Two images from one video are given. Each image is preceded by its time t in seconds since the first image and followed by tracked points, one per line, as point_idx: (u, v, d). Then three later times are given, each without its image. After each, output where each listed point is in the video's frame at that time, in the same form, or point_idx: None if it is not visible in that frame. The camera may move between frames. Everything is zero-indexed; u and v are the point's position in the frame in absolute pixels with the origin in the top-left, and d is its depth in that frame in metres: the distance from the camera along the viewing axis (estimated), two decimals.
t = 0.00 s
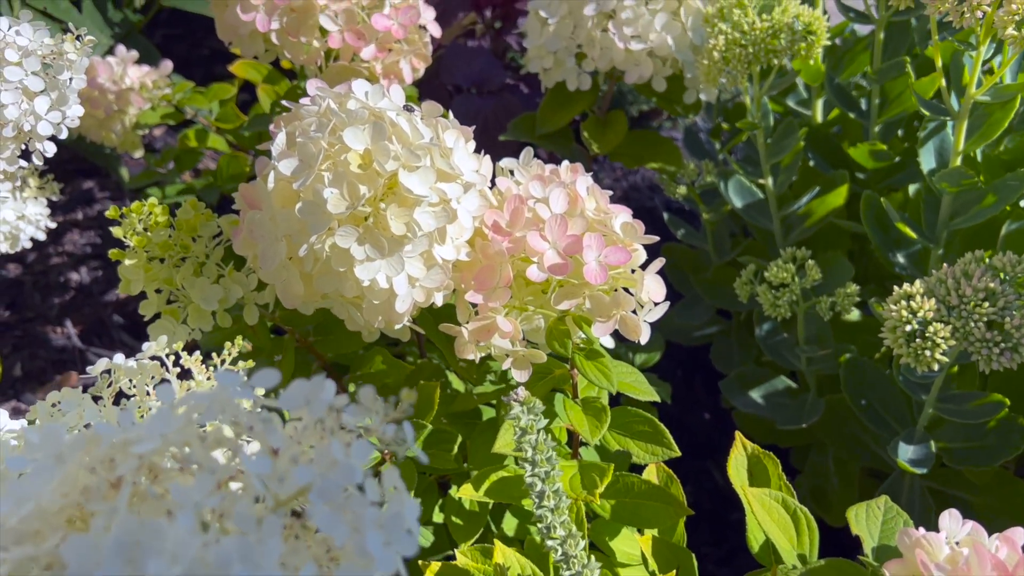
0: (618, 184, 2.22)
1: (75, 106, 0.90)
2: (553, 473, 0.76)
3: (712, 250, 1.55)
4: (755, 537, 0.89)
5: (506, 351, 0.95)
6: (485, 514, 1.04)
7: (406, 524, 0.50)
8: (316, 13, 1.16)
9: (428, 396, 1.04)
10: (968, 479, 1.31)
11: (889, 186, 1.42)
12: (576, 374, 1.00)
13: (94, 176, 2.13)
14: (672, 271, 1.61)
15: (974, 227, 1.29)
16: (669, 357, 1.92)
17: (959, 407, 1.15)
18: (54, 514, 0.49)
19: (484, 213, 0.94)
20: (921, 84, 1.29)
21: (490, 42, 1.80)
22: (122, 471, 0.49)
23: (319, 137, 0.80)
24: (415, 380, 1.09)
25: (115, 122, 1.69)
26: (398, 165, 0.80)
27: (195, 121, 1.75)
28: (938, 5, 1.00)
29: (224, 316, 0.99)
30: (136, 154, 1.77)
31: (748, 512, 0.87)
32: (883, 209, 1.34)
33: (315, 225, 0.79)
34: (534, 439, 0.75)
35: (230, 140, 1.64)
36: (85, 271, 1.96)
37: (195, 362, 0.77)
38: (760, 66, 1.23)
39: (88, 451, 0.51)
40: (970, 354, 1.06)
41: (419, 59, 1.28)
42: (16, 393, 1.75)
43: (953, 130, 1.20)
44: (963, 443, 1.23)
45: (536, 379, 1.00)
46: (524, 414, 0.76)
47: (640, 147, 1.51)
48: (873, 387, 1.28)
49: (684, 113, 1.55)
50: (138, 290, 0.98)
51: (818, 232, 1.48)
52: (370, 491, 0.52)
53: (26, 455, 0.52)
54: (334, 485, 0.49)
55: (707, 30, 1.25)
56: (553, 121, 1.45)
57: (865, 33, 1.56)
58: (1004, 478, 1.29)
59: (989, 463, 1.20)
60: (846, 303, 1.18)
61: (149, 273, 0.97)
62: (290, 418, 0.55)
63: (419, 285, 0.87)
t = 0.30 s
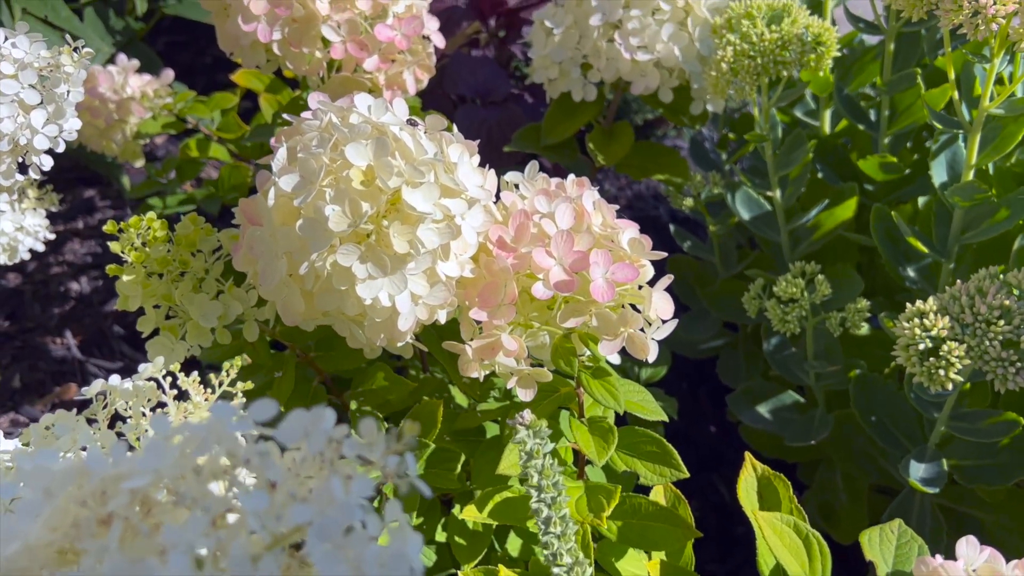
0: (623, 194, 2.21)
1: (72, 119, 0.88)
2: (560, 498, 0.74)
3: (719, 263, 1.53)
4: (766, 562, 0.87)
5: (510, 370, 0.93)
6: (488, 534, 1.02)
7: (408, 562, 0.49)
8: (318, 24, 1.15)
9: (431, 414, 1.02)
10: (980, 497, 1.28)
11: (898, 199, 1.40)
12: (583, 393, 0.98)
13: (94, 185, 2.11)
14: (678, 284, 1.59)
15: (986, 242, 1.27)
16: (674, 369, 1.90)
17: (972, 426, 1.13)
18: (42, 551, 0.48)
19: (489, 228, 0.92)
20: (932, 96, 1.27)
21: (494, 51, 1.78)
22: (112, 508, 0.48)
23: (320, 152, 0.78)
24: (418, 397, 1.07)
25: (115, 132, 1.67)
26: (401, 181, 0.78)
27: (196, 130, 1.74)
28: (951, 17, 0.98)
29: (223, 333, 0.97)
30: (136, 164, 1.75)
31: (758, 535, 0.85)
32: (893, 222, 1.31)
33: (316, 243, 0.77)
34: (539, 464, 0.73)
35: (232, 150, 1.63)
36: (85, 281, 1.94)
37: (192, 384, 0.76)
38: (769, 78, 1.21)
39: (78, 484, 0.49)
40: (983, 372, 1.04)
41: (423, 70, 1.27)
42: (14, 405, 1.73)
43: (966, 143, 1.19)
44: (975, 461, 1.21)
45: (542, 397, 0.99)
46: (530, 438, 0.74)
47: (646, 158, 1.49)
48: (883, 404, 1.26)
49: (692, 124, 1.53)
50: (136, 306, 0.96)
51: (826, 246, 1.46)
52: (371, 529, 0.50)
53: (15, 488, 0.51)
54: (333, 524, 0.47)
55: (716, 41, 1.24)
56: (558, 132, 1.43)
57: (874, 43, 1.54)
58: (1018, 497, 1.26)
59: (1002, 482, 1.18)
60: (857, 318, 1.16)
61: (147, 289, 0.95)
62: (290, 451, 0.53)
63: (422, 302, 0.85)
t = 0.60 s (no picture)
0: (628, 204, 2.19)
1: (72, 137, 0.86)
2: (571, 531, 0.72)
3: (728, 277, 1.50)
4: None
5: (519, 393, 0.91)
6: (494, 559, 1.00)
7: None
8: (323, 37, 1.13)
9: (437, 437, 1.00)
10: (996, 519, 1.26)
11: (911, 214, 1.38)
12: (593, 416, 0.96)
13: (96, 195, 2.10)
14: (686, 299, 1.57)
15: (1001, 259, 1.25)
16: (681, 383, 1.88)
17: (989, 448, 1.10)
18: None
19: (497, 248, 0.90)
20: (947, 110, 1.25)
21: (501, 63, 1.76)
22: (109, 554, 0.46)
23: (325, 173, 0.77)
24: (423, 418, 1.04)
25: (118, 143, 1.66)
26: (408, 203, 0.76)
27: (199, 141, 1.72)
28: (970, 33, 0.95)
29: (225, 354, 0.95)
30: (139, 175, 1.74)
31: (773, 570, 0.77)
32: (907, 238, 1.29)
33: (321, 266, 0.75)
34: (550, 496, 0.71)
35: (236, 162, 1.62)
36: (87, 293, 1.92)
37: (194, 412, 0.74)
38: (782, 93, 1.19)
39: (73, 528, 0.48)
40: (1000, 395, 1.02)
41: (429, 84, 1.25)
42: (14, 419, 1.71)
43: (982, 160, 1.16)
44: (992, 484, 1.19)
45: (551, 420, 0.96)
46: (540, 469, 0.72)
47: (654, 171, 1.47)
48: (897, 424, 1.24)
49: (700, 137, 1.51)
50: (136, 326, 0.94)
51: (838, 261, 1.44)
52: None
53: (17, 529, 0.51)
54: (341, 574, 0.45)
55: (727, 55, 1.22)
56: (565, 146, 1.41)
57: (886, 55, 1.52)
58: None
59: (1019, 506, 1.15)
60: (871, 338, 1.14)
61: (148, 309, 0.93)
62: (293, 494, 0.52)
63: (429, 325, 0.83)
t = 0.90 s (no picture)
0: (636, 214, 2.17)
1: (78, 154, 0.85)
2: (590, 565, 0.71)
3: (740, 292, 1.48)
4: None
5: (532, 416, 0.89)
6: None
7: None
8: (333, 51, 1.12)
9: (448, 459, 0.98)
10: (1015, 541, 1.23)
11: (927, 229, 1.37)
12: (607, 439, 0.94)
13: (101, 205, 2.08)
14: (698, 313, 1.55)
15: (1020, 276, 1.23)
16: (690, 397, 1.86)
17: (1010, 472, 1.08)
18: None
19: (511, 267, 0.88)
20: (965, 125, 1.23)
21: (509, 74, 1.75)
22: None
23: (337, 194, 0.75)
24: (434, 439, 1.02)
25: (123, 155, 1.64)
26: (422, 225, 0.74)
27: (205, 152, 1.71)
28: (993, 50, 0.93)
29: (233, 374, 0.93)
30: (144, 187, 1.72)
31: None
32: (924, 254, 1.27)
33: (333, 289, 0.74)
34: (568, 529, 0.69)
35: (242, 174, 1.61)
36: (91, 304, 1.90)
37: (202, 438, 0.71)
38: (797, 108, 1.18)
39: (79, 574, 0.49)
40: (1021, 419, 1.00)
41: (439, 98, 1.23)
42: (17, 433, 1.69)
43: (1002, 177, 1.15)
44: (1012, 507, 1.16)
45: (565, 443, 0.94)
46: (558, 501, 0.70)
47: (665, 185, 1.45)
48: (914, 444, 1.22)
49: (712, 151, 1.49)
50: (143, 347, 0.92)
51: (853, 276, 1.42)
52: None
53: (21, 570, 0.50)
54: None
55: (742, 69, 1.20)
56: (576, 159, 1.40)
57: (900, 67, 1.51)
58: None
59: None
60: (888, 358, 1.12)
61: (155, 329, 0.91)
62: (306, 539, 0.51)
63: (442, 347, 0.81)
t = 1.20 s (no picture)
0: (643, 226, 2.16)
1: (83, 173, 0.83)
2: None
3: (751, 308, 1.47)
4: None
5: (544, 441, 0.87)
6: None
7: None
8: (341, 65, 1.11)
9: (456, 483, 0.96)
10: None
11: (940, 245, 1.35)
12: (620, 463, 0.92)
13: (104, 215, 2.07)
14: (708, 329, 1.53)
15: None
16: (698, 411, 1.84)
17: None
18: None
19: (522, 288, 0.86)
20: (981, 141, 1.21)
21: (517, 86, 1.74)
22: None
23: (348, 216, 0.74)
24: (442, 462, 1.00)
25: (127, 166, 1.63)
26: (434, 248, 0.73)
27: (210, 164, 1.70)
28: (1014, 67, 0.92)
29: (239, 396, 0.91)
30: (149, 199, 1.71)
31: None
32: (939, 272, 1.26)
33: (342, 314, 0.72)
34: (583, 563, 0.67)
35: (247, 186, 1.59)
36: (94, 316, 1.89)
37: (208, 467, 0.70)
38: (810, 125, 1.16)
39: None
40: None
41: (448, 112, 1.22)
42: (19, 447, 1.68)
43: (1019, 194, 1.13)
44: None
45: (576, 468, 0.92)
46: (573, 534, 0.69)
47: (675, 199, 1.43)
48: (930, 465, 1.20)
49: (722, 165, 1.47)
50: (147, 368, 0.91)
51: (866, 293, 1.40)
52: None
53: None
54: None
55: (755, 84, 1.19)
56: (586, 174, 1.38)
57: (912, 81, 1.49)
58: None
59: None
60: (904, 378, 1.10)
61: (159, 350, 0.89)
62: None
63: (452, 371, 0.80)
